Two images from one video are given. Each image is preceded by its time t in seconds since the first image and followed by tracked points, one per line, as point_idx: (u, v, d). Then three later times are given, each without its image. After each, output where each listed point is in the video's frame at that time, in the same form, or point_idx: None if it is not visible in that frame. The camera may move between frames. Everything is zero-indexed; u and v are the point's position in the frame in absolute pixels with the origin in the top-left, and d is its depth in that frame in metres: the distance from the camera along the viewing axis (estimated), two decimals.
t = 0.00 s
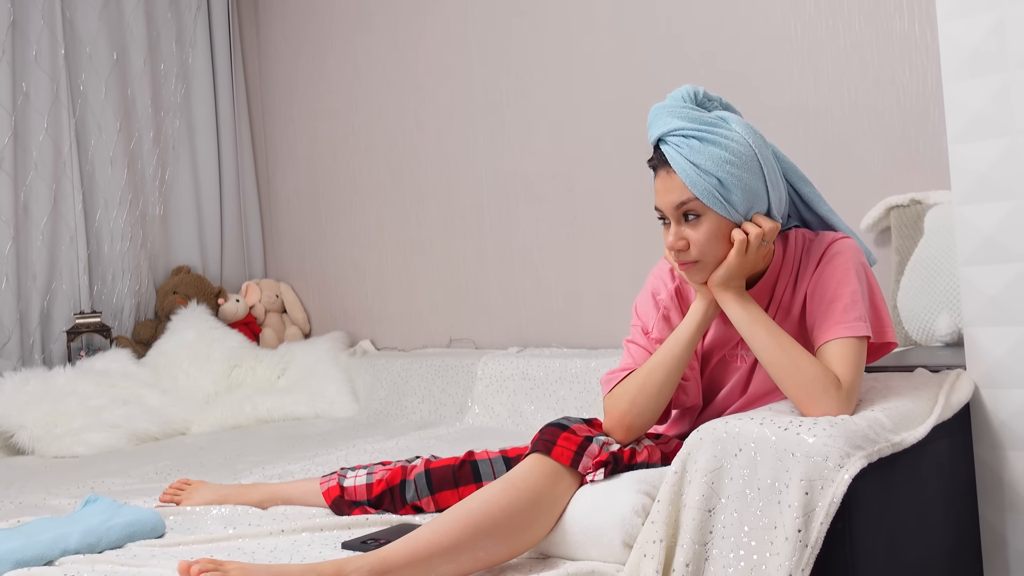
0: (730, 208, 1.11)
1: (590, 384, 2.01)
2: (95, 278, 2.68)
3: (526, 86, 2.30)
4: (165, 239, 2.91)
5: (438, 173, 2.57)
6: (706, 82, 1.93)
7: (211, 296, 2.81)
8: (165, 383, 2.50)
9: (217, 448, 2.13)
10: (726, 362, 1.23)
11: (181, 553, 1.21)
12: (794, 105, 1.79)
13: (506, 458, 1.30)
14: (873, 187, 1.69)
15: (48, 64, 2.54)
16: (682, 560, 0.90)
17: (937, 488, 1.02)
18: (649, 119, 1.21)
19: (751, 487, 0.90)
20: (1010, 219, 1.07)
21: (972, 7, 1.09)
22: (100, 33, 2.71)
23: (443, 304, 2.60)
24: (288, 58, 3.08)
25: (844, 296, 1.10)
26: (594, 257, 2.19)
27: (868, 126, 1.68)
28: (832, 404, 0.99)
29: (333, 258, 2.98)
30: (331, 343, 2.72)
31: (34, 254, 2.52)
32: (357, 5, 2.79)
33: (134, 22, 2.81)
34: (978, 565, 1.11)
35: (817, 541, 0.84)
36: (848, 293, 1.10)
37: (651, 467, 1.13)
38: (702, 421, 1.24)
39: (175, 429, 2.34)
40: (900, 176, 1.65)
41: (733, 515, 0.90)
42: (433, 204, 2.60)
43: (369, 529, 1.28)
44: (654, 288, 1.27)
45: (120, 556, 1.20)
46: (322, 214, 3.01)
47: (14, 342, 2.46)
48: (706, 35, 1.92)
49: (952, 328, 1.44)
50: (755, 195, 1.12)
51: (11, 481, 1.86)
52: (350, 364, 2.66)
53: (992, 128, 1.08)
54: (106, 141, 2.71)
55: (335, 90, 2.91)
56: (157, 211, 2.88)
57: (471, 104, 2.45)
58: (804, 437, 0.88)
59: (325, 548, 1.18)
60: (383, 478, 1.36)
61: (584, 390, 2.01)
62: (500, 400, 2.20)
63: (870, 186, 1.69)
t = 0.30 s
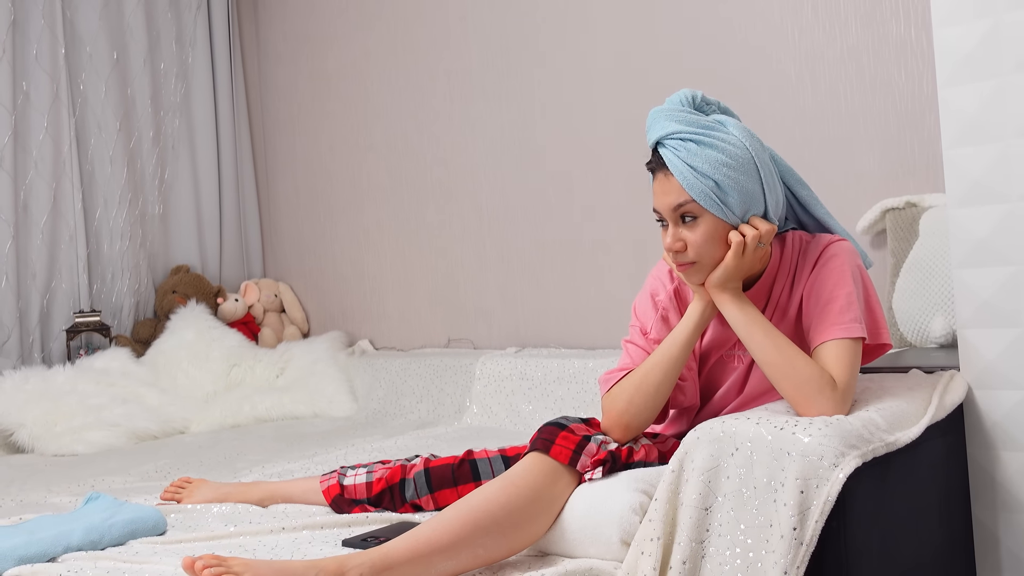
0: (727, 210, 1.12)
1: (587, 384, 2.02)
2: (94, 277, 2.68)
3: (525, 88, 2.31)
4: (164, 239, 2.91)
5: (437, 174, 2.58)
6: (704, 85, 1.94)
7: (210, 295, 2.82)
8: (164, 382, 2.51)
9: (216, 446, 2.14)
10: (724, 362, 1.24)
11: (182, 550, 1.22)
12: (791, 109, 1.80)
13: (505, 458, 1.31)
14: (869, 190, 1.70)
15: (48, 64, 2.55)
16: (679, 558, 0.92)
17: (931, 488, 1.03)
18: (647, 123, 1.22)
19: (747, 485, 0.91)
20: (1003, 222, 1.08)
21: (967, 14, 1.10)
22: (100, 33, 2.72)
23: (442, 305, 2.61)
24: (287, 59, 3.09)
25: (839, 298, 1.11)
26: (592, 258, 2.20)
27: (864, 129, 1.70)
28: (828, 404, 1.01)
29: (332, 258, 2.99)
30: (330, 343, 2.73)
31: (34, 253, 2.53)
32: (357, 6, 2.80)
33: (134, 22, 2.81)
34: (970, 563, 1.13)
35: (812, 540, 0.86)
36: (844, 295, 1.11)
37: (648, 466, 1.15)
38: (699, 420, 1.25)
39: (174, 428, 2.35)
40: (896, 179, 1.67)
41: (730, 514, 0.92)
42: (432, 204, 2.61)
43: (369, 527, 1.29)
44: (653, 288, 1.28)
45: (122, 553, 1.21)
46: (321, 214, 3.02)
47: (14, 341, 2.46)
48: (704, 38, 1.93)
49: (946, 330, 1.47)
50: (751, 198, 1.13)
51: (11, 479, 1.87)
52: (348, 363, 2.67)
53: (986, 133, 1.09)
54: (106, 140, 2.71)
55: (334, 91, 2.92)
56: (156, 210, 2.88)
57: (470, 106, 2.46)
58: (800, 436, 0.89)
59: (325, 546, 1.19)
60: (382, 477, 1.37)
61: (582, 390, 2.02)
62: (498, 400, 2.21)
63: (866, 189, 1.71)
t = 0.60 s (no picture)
0: (727, 204, 1.12)
1: (585, 385, 2.02)
2: (92, 276, 2.68)
3: (523, 90, 2.31)
4: (162, 239, 2.91)
5: (436, 175, 2.58)
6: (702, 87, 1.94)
7: (208, 295, 2.82)
8: (161, 382, 2.51)
9: (213, 447, 2.14)
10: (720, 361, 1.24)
11: (178, 549, 1.22)
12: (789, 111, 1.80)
13: (502, 458, 1.30)
14: (866, 192, 1.71)
15: (47, 63, 2.55)
16: (675, 558, 0.92)
17: (927, 489, 1.03)
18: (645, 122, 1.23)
19: (743, 486, 0.91)
20: (999, 224, 1.08)
21: (964, 16, 1.11)
22: (99, 33, 2.72)
23: (440, 306, 2.61)
24: (286, 60, 3.09)
25: (824, 292, 1.12)
26: (590, 260, 2.20)
27: (862, 132, 1.70)
28: (825, 404, 1.01)
29: (330, 259, 2.99)
30: (327, 344, 2.72)
31: (32, 253, 2.53)
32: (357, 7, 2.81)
33: (133, 22, 2.81)
34: (966, 565, 1.13)
35: (807, 540, 0.86)
36: (827, 289, 1.12)
37: (645, 467, 1.14)
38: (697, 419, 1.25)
39: (171, 428, 2.34)
40: (894, 182, 1.67)
41: (725, 515, 0.92)
42: (430, 206, 2.61)
43: (365, 527, 1.29)
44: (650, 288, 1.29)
45: (118, 552, 1.21)
46: (319, 215, 3.02)
47: (11, 341, 2.46)
48: (703, 40, 1.94)
49: (943, 332, 1.47)
50: (750, 193, 1.14)
51: (8, 479, 1.86)
52: (346, 364, 2.67)
53: (983, 135, 1.09)
54: (104, 140, 2.71)
55: (333, 92, 2.92)
56: (154, 210, 2.88)
57: (468, 107, 2.46)
58: (796, 437, 0.90)
59: (321, 545, 1.19)
60: (379, 478, 1.37)
61: (579, 391, 2.02)
62: (495, 401, 2.21)
63: (864, 191, 1.71)
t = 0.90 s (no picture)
0: (718, 195, 1.12)
1: (584, 385, 2.02)
2: (89, 277, 2.68)
3: (521, 89, 2.31)
4: (160, 239, 2.91)
5: (434, 175, 2.58)
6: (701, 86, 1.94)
7: (206, 296, 2.81)
8: (159, 383, 2.50)
9: (211, 448, 2.13)
10: (716, 359, 1.24)
11: (176, 550, 1.21)
12: (788, 110, 1.80)
13: (501, 458, 1.30)
14: (866, 191, 1.71)
15: (44, 64, 2.54)
16: (675, 557, 0.91)
17: (928, 487, 1.03)
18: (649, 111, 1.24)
19: (743, 485, 0.91)
20: (999, 221, 1.08)
21: (964, 13, 1.10)
22: (97, 33, 2.71)
23: (438, 306, 2.61)
24: (284, 61, 3.08)
25: (820, 289, 1.11)
26: (588, 260, 2.20)
27: (861, 130, 1.70)
28: (825, 403, 1.01)
29: (328, 260, 2.98)
30: (326, 345, 2.72)
31: (30, 253, 2.52)
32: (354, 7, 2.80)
33: (130, 22, 2.81)
34: (966, 564, 1.12)
35: (808, 539, 0.85)
36: (824, 286, 1.11)
37: (644, 466, 1.14)
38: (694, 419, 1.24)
39: (169, 429, 2.34)
40: (893, 181, 1.67)
41: (725, 513, 0.91)
42: (429, 206, 2.61)
43: (364, 527, 1.28)
44: (643, 288, 1.29)
45: (115, 552, 1.21)
46: (317, 216, 3.01)
47: (8, 342, 2.45)
48: (701, 39, 1.94)
49: (943, 331, 1.47)
50: (744, 186, 1.13)
51: (4, 480, 1.85)
52: (344, 365, 2.66)
53: (983, 132, 1.09)
54: (102, 141, 2.71)
55: (331, 92, 2.92)
56: (152, 211, 2.87)
57: (467, 107, 2.46)
58: (796, 435, 0.89)
59: (319, 545, 1.19)
60: (377, 478, 1.37)
61: (578, 391, 2.02)
62: (494, 401, 2.21)
63: (863, 190, 1.71)
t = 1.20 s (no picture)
0: (729, 192, 1.11)
1: (583, 384, 2.00)
2: (85, 276, 2.66)
3: (521, 87, 2.30)
4: (157, 238, 2.89)
5: (433, 173, 2.56)
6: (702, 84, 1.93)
7: (203, 295, 2.80)
8: (156, 383, 2.49)
9: (208, 447, 2.12)
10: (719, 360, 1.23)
11: (172, 551, 1.20)
12: (789, 108, 1.79)
13: (502, 458, 1.29)
14: (868, 189, 1.70)
15: (40, 61, 2.53)
16: (679, 559, 0.90)
17: (933, 487, 1.02)
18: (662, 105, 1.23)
19: (748, 485, 0.89)
20: (1005, 219, 1.07)
21: (970, 9, 1.09)
22: (93, 30, 2.69)
23: (437, 305, 2.59)
24: (282, 59, 3.07)
25: (827, 294, 1.10)
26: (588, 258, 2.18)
27: (863, 128, 1.69)
28: (832, 403, 1.00)
29: (326, 258, 2.97)
30: (324, 344, 2.70)
31: (26, 252, 2.50)
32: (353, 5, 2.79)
33: (127, 19, 2.79)
34: (971, 565, 1.11)
35: (814, 540, 0.84)
36: (830, 294, 1.10)
37: (647, 466, 1.14)
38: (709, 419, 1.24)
39: (165, 429, 2.32)
40: (895, 179, 1.66)
41: (730, 514, 0.90)
42: (427, 205, 2.59)
43: (363, 528, 1.27)
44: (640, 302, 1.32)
45: (111, 554, 1.19)
46: (315, 214, 3.00)
47: (3, 341, 2.43)
48: (702, 37, 1.93)
49: (946, 330, 1.45)
50: (755, 184, 1.13)
51: None
52: (342, 364, 2.65)
53: (989, 129, 1.08)
54: (98, 139, 2.69)
55: (329, 90, 2.90)
56: (149, 209, 2.86)
57: (465, 105, 2.44)
58: (802, 435, 0.88)
59: (318, 547, 1.18)
60: (376, 478, 1.35)
61: (578, 390, 2.01)
62: (493, 401, 2.19)
63: (865, 188, 1.70)
